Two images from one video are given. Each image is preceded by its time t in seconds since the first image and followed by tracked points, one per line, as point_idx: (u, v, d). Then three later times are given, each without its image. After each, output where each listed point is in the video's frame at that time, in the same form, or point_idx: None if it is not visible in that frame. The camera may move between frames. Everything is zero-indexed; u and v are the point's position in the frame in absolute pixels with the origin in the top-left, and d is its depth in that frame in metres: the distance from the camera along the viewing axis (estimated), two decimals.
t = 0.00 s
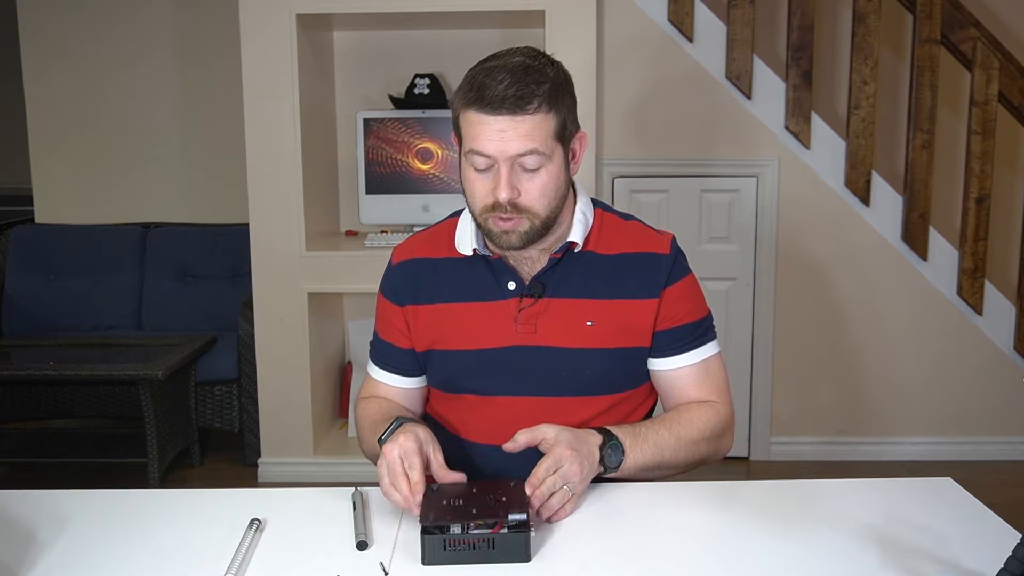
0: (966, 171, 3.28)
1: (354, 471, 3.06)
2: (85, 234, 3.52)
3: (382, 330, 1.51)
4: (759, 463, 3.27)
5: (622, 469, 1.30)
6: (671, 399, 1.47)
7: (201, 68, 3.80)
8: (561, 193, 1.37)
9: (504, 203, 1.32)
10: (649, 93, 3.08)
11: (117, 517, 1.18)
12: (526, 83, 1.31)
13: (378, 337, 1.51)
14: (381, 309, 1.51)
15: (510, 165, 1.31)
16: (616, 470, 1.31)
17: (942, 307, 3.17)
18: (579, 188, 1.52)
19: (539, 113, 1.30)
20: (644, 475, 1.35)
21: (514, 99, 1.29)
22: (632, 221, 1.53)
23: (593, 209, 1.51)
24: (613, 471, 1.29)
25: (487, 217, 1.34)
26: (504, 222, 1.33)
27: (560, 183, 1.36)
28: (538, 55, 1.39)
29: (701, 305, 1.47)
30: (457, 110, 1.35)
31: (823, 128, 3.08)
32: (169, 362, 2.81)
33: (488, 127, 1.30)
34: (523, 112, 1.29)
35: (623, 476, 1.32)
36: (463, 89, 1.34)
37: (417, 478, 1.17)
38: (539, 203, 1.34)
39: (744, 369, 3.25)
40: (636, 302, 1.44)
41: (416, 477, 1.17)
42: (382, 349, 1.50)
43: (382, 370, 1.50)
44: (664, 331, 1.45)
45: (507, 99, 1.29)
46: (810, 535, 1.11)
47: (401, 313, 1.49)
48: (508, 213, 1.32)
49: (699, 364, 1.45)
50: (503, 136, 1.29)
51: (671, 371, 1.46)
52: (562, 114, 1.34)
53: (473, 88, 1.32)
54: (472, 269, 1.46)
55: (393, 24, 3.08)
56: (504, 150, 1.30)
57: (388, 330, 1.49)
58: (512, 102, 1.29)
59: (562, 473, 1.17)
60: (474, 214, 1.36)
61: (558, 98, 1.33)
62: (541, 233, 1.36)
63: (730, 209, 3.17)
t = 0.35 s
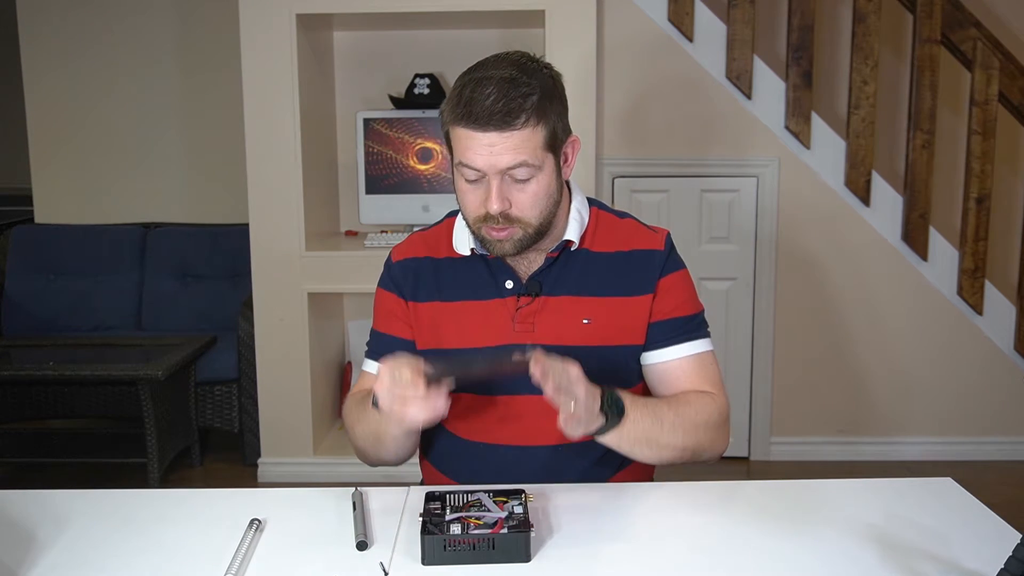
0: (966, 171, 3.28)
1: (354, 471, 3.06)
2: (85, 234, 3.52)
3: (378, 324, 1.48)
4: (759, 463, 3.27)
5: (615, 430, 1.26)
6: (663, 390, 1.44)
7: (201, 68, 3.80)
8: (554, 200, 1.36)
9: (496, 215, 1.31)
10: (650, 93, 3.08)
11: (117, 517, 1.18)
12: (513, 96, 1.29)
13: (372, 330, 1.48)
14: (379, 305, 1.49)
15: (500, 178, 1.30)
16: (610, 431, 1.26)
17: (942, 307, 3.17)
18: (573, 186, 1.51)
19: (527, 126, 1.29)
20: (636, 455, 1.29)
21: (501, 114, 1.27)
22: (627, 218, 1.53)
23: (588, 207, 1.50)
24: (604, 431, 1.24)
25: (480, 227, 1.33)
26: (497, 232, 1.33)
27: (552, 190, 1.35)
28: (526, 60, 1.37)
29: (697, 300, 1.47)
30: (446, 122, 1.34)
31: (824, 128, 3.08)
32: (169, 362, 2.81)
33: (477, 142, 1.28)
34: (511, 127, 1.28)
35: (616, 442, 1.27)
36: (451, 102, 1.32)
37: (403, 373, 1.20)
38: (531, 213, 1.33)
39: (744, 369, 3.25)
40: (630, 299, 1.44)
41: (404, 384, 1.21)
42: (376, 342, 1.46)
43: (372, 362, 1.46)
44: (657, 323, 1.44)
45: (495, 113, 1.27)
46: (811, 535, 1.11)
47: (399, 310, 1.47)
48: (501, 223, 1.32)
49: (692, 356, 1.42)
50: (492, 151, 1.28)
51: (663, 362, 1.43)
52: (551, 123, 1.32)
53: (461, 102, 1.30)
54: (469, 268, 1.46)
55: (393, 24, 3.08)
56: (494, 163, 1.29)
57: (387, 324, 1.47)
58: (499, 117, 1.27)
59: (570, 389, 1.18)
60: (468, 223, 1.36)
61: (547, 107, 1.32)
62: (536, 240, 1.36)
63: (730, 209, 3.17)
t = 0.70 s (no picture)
0: (966, 171, 3.28)
1: (354, 471, 3.06)
2: (85, 234, 3.51)
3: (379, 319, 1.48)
4: (759, 463, 3.27)
5: (616, 404, 1.26)
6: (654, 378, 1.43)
7: (201, 68, 3.80)
8: (554, 199, 1.36)
9: (496, 215, 1.31)
10: (650, 93, 3.07)
11: (117, 517, 1.18)
12: (510, 97, 1.28)
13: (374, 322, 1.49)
14: (380, 299, 1.49)
15: (499, 179, 1.30)
16: (609, 404, 1.26)
17: (942, 307, 3.17)
18: (573, 185, 1.51)
19: (525, 127, 1.28)
20: (632, 434, 1.30)
21: (499, 116, 1.27)
22: (626, 217, 1.52)
23: (587, 205, 1.50)
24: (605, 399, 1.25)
25: (481, 227, 1.34)
26: (498, 232, 1.34)
27: (551, 189, 1.35)
28: (521, 59, 1.36)
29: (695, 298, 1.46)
30: (444, 124, 1.33)
31: (824, 127, 3.08)
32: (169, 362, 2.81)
33: (475, 144, 1.28)
34: (508, 129, 1.27)
35: (614, 417, 1.27)
36: (449, 105, 1.32)
37: (405, 310, 1.14)
38: (531, 212, 1.33)
39: (745, 369, 3.25)
40: (628, 296, 1.44)
41: (412, 322, 1.15)
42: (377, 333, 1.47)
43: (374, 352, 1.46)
44: (654, 314, 1.44)
45: (492, 116, 1.27)
46: (812, 536, 1.11)
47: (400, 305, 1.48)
48: (501, 224, 1.32)
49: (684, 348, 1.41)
50: (491, 152, 1.28)
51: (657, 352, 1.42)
52: (549, 123, 1.32)
53: (458, 104, 1.30)
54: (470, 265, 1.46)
55: (393, 24, 3.08)
56: (492, 165, 1.29)
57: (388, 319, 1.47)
58: (497, 119, 1.27)
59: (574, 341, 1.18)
60: (469, 223, 1.36)
61: (544, 107, 1.31)
62: (536, 238, 1.36)
63: (730, 208, 3.17)
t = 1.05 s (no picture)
0: (966, 171, 3.28)
1: (354, 471, 3.06)
2: (85, 234, 3.51)
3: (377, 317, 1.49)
4: (759, 463, 3.27)
5: (616, 411, 1.26)
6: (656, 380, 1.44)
7: (201, 68, 3.80)
8: (556, 200, 1.36)
9: (499, 216, 1.31)
10: (649, 93, 3.08)
11: (117, 517, 1.18)
12: (514, 97, 1.28)
13: (374, 321, 1.49)
14: (379, 298, 1.49)
15: (502, 179, 1.30)
16: (608, 411, 1.26)
17: (942, 307, 3.17)
18: (573, 185, 1.51)
19: (529, 127, 1.29)
20: (632, 439, 1.30)
21: (503, 115, 1.27)
22: (626, 217, 1.52)
23: (588, 205, 1.51)
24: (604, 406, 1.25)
25: (483, 227, 1.34)
26: (500, 233, 1.33)
27: (553, 190, 1.35)
28: (524, 59, 1.36)
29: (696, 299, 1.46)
30: (447, 124, 1.33)
31: (823, 127, 3.08)
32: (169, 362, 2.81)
33: (478, 144, 1.28)
34: (512, 128, 1.27)
35: (614, 424, 1.27)
36: (452, 105, 1.32)
37: (404, 318, 1.15)
38: (533, 213, 1.33)
39: (744, 369, 3.25)
40: (628, 296, 1.45)
41: (411, 329, 1.16)
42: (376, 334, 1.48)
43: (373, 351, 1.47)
44: (654, 316, 1.44)
45: (495, 115, 1.27)
46: (811, 535, 1.11)
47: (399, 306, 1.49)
48: (504, 224, 1.32)
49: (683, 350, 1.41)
50: (494, 152, 1.28)
51: (657, 354, 1.42)
52: (552, 123, 1.32)
53: (461, 104, 1.30)
54: (470, 264, 1.46)
55: (393, 24, 3.08)
56: (496, 165, 1.29)
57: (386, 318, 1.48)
58: (501, 119, 1.27)
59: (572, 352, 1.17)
60: (471, 223, 1.36)
61: (547, 107, 1.31)
62: (538, 239, 1.36)
63: (730, 208, 3.17)
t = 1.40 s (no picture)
0: (966, 171, 3.28)
1: (354, 471, 3.06)
2: (86, 234, 3.52)
3: (377, 322, 1.50)
4: (759, 463, 3.27)
5: (627, 435, 1.26)
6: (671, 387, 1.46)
7: (201, 67, 3.80)
8: (555, 199, 1.36)
9: (497, 214, 1.31)
10: (649, 93, 3.08)
11: (117, 517, 1.18)
12: (513, 95, 1.29)
13: (372, 330, 1.50)
14: (379, 303, 1.51)
15: (501, 177, 1.30)
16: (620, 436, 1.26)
17: (942, 307, 3.17)
18: (573, 185, 1.51)
19: (528, 125, 1.29)
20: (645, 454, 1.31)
21: (502, 113, 1.27)
22: (627, 219, 1.52)
23: (587, 206, 1.51)
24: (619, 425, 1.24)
25: (482, 226, 1.34)
26: (498, 232, 1.33)
27: (552, 189, 1.35)
28: (524, 59, 1.36)
29: (697, 302, 1.46)
30: (446, 122, 1.34)
31: (823, 128, 3.08)
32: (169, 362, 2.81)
33: (477, 142, 1.28)
34: (511, 126, 1.27)
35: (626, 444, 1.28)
36: (451, 103, 1.32)
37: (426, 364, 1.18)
38: (532, 212, 1.33)
39: (744, 368, 3.25)
40: (628, 299, 1.44)
41: (424, 375, 1.18)
42: (374, 342, 1.49)
43: (373, 361, 1.48)
44: (656, 328, 1.44)
45: (494, 113, 1.27)
46: (811, 535, 1.11)
47: (396, 308, 1.49)
48: (502, 223, 1.32)
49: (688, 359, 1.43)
50: (493, 150, 1.28)
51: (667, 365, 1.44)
52: (551, 122, 1.32)
53: (460, 102, 1.30)
54: (467, 265, 1.46)
55: (393, 24, 3.08)
56: (494, 163, 1.29)
57: (385, 324, 1.49)
58: (499, 116, 1.27)
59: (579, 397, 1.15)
60: (469, 223, 1.36)
61: (547, 106, 1.32)
62: (537, 239, 1.36)
63: (730, 208, 3.17)
